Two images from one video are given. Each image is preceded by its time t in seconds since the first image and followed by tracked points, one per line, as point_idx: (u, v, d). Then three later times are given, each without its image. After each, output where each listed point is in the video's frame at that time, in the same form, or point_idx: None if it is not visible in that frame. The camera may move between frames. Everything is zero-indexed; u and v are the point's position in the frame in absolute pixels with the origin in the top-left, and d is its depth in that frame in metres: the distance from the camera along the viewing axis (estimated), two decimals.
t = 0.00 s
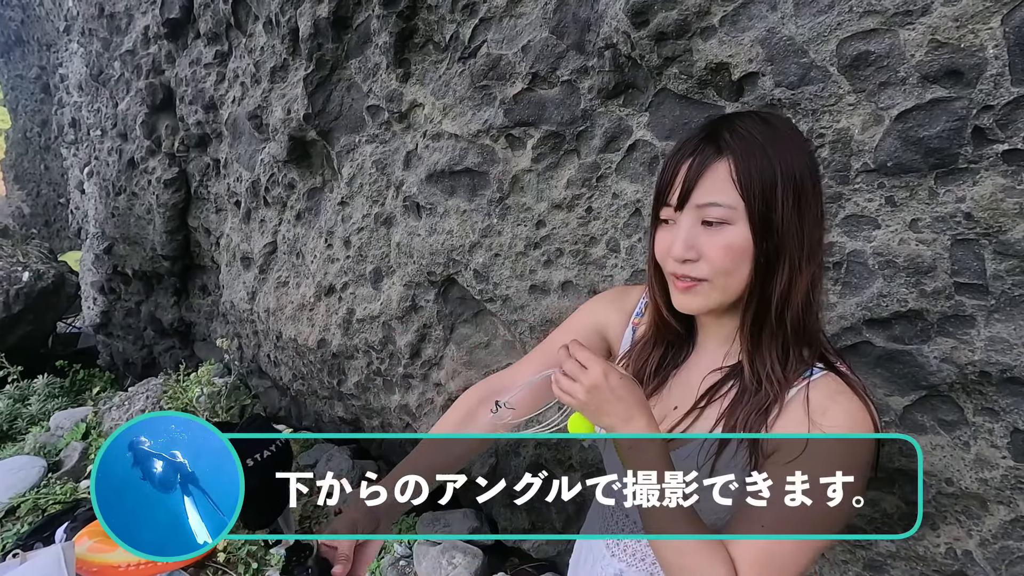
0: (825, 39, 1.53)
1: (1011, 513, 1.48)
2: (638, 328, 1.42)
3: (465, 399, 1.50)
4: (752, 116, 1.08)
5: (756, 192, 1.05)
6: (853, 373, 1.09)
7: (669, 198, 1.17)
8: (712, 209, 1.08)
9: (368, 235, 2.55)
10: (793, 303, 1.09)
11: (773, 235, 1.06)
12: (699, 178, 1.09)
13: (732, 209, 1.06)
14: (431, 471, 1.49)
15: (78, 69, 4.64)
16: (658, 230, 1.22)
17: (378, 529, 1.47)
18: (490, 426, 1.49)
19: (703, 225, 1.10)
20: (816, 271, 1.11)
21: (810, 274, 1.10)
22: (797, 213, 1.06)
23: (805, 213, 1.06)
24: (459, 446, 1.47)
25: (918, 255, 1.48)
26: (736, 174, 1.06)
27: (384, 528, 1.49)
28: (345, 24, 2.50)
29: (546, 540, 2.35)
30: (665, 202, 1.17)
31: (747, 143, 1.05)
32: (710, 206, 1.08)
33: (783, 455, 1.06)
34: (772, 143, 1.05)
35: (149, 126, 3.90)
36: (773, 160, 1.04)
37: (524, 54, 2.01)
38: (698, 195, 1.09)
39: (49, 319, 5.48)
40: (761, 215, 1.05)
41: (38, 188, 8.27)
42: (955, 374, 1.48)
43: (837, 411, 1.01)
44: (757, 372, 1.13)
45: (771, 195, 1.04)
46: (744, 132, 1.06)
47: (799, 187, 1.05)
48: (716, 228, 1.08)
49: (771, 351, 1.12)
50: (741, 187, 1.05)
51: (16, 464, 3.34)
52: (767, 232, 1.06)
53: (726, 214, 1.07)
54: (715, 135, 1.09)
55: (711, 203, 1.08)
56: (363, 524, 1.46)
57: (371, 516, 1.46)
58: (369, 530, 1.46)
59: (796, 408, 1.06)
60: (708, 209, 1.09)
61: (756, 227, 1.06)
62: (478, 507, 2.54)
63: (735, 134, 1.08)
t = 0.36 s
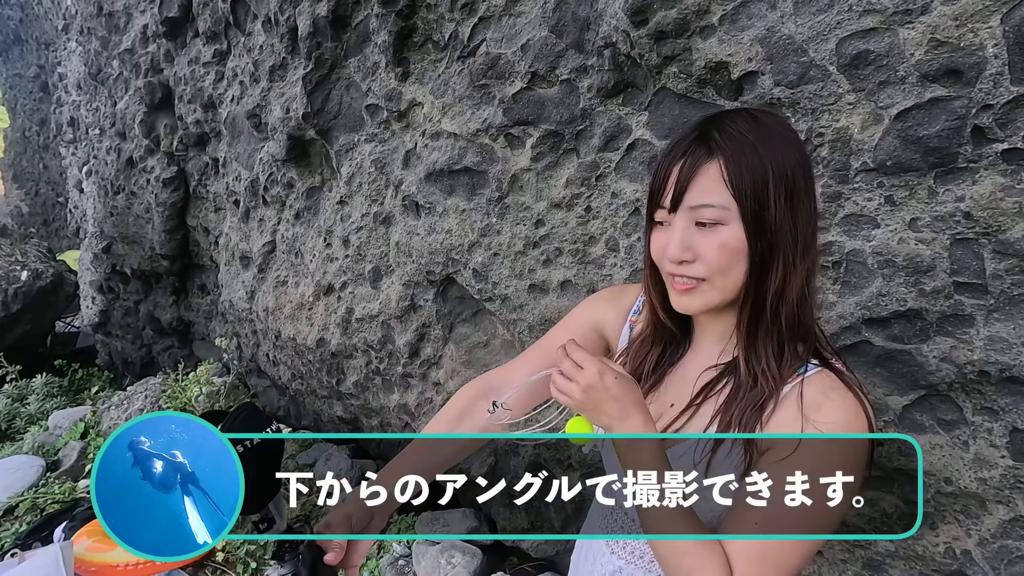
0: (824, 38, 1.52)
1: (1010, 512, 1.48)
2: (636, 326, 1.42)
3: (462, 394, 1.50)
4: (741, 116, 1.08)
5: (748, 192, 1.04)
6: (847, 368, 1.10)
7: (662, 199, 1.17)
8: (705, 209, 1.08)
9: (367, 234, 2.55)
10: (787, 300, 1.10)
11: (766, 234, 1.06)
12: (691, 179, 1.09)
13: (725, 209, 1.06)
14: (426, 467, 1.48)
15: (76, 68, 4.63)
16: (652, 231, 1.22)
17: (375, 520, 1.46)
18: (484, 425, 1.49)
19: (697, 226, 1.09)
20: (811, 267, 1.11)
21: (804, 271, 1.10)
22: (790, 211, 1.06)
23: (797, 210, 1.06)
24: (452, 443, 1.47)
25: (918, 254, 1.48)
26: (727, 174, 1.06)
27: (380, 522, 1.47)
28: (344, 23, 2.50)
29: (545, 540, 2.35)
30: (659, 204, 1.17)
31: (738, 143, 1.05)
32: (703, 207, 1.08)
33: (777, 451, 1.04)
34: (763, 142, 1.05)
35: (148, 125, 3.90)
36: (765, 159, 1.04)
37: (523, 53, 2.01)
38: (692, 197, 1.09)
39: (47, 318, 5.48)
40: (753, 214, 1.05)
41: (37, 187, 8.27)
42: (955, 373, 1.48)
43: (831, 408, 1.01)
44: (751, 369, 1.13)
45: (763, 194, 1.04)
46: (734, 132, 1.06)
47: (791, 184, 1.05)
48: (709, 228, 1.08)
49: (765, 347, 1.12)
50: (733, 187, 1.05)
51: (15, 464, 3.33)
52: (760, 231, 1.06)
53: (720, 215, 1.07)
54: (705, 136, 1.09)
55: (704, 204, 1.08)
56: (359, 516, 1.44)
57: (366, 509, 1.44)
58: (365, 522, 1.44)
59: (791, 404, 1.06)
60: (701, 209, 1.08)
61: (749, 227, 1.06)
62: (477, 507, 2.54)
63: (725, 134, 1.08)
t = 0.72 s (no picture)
0: (823, 37, 1.52)
1: (1008, 511, 1.48)
2: (634, 326, 1.41)
3: (461, 389, 1.50)
4: (765, 112, 1.10)
5: (785, 183, 1.06)
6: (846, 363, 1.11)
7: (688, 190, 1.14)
8: (744, 200, 1.07)
9: (366, 233, 2.55)
10: (800, 294, 1.11)
11: (798, 225, 1.08)
12: (732, 168, 1.08)
13: (765, 200, 1.06)
14: (423, 460, 1.48)
15: (76, 66, 4.63)
16: (668, 225, 1.19)
17: (373, 512, 1.46)
18: (482, 419, 1.48)
19: (733, 217, 1.08)
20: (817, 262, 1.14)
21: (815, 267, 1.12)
22: (811, 206, 1.09)
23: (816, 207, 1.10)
24: (450, 438, 1.47)
25: (916, 254, 1.48)
26: (768, 165, 1.06)
27: (378, 514, 1.47)
28: (344, 22, 2.50)
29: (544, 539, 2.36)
30: (687, 194, 1.13)
31: (772, 137, 1.07)
32: (743, 197, 1.07)
33: (776, 447, 1.04)
34: (791, 141, 1.08)
35: (147, 123, 3.90)
36: (792, 156, 1.07)
37: (523, 52, 2.01)
38: (732, 185, 1.07)
39: (47, 317, 5.47)
40: (791, 206, 1.07)
41: (36, 186, 8.27)
42: (953, 372, 1.48)
43: (828, 401, 1.02)
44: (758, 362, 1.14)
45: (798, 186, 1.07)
46: (765, 125, 1.07)
47: (812, 182, 1.09)
48: (748, 218, 1.08)
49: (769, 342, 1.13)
50: (775, 178, 1.06)
51: (14, 463, 3.33)
52: (794, 223, 1.08)
53: (758, 205, 1.07)
54: (737, 128, 1.09)
55: (743, 193, 1.07)
56: (357, 507, 1.44)
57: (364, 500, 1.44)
58: (362, 514, 1.45)
59: (790, 396, 1.07)
60: (740, 199, 1.07)
61: (786, 218, 1.07)
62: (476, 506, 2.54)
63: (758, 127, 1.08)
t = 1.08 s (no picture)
0: (822, 37, 1.53)
1: (1005, 511, 1.48)
2: (633, 326, 1.41)
3: (459, 385, 1.49)
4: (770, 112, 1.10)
5: (788, 182, 1.06)
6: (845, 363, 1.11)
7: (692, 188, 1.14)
8: (746, 198, 1.07)
9: (365, 233, 2.55)
10: (800, 294, 1.11)
11: (800, 225, 1.08)
12: (737, 167, 1.08)
13: (768, 198, 1.07)
14: (418, 458, 1.50)
15: (74, 66, 4.63)
16: (670, 222, 1.19)
17: (367, 510, 1.48)
18: (479, 414, 1.48)
19: (734, 215, 1.08)
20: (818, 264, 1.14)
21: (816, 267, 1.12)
22: (815, 207, 1.10)
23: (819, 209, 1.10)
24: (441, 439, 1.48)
25: (914, 254, 1.49)
26: (772, 164, 1.06)
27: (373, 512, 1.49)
28: (343, 21, 2.50)
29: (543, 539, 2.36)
30: (690, 191, 1.13)
31: (778, 136, 1.07)
32: (745, 194, 1.07)
33: (773, 446, 1.05)
34: (796, 140, 1.09)
35: (146, 123, 3.90)
36: (799, 155, 1.08)
37: (522, 52, 2.00)
38: (736, 183, 1.08)
39: (45, 316, 5.47)
40: (793, 205, 1.07)
41: (35, 185, 8.29)
42: (952, 372, 1.48)
43: (826, 398, 1.03)
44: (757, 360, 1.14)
45: (801, 186, 1.07)
46: (771, 124, 1.08)
47: (817, 183, 1.10)
48: (751, 216, 1.08)
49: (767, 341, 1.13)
50: (778, 177, 1.06)
51: (13, 462, 3.32)
52: (795, 223, 1.08)
53: (761, 203, 1.07)
54: (742, 128, 1.09)
55: (747, 191, 1.07)
56: (353, 504, 1.47)
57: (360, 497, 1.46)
58: (358, 510, 1.47)
59: (788, 394, 1.07)
60: (743, 197, 1.08)
61: (789, 218, 1.07)
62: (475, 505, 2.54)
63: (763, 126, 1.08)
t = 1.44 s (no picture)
0: (822, 36, 1.52)
1: (1004, 510, 1.48)
2: (636, 323, 1.42)
3: (461, 383, 1.49)
4: (764, 114, 1.08)
5: (780, 188, 1.05)
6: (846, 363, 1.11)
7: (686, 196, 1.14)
8: (739, 206, 1.07)
9: (364, 232, 2.55)
10: (800, 295, 1.11)
11: (794, 231, 1.07)
12: (727, 175, 1.07)
13: (760, 206, 1.06)
14: (417, 456, 1.49)
15: (73, 64, 4.62)
16: (667, 226, 1.19)
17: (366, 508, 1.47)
18: (481, 412, 1.48)
19: (728, 222, 1.08)
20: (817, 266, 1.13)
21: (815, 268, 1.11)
22: (810, 209, 1.08)
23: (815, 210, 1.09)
24: (441, 437, 1.47)
25: (914, 254, 1.49)
26: (764, 171, 1.05)
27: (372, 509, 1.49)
28: (342, 20, 2.50)
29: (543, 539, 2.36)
30: (684, 200, 1.13)
31: (769, 141, 1.05)
32: (738, 202, 1.07)
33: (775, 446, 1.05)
34: (790, 143, 1.07)
35: (145, 122, 3.90)
36: (792, 159, 1.06)
37: (522, 51, 2.00)
38: (726, 193, 1.07)
39: (44, 315, 5.47)
40: (786, 211, 1.06)
41: (33, 184, 8.29)
42: (951, 372, 1.48)
43: (828, 397, 1.02)
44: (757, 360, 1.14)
45: (793, 192, 1.06)
46: (762, 129, 1.06)
47: (812, 185, 1.08)
48: (743, 224, 1.07)
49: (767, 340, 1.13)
50: (769, 185, 1.05)
51: (12, 461, 3.32)
52: (789, 228, 1.07)
53: (753, 211, 1.07)
54: (734, 134, 1.08)
55: (738, 200, 1.07)
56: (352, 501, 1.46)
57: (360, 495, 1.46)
58: (357, 508, 1.47)
59: (790, 392, 1.07)
60: (735, 205, 1.07)
61: (782, 224, 1.06)
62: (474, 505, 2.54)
63: (755, 132, 1.07)
